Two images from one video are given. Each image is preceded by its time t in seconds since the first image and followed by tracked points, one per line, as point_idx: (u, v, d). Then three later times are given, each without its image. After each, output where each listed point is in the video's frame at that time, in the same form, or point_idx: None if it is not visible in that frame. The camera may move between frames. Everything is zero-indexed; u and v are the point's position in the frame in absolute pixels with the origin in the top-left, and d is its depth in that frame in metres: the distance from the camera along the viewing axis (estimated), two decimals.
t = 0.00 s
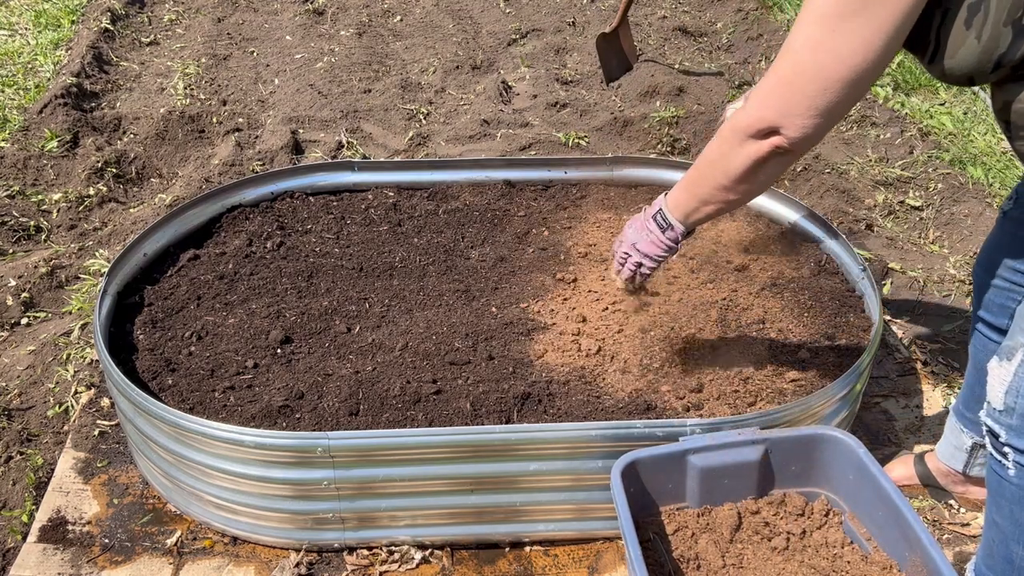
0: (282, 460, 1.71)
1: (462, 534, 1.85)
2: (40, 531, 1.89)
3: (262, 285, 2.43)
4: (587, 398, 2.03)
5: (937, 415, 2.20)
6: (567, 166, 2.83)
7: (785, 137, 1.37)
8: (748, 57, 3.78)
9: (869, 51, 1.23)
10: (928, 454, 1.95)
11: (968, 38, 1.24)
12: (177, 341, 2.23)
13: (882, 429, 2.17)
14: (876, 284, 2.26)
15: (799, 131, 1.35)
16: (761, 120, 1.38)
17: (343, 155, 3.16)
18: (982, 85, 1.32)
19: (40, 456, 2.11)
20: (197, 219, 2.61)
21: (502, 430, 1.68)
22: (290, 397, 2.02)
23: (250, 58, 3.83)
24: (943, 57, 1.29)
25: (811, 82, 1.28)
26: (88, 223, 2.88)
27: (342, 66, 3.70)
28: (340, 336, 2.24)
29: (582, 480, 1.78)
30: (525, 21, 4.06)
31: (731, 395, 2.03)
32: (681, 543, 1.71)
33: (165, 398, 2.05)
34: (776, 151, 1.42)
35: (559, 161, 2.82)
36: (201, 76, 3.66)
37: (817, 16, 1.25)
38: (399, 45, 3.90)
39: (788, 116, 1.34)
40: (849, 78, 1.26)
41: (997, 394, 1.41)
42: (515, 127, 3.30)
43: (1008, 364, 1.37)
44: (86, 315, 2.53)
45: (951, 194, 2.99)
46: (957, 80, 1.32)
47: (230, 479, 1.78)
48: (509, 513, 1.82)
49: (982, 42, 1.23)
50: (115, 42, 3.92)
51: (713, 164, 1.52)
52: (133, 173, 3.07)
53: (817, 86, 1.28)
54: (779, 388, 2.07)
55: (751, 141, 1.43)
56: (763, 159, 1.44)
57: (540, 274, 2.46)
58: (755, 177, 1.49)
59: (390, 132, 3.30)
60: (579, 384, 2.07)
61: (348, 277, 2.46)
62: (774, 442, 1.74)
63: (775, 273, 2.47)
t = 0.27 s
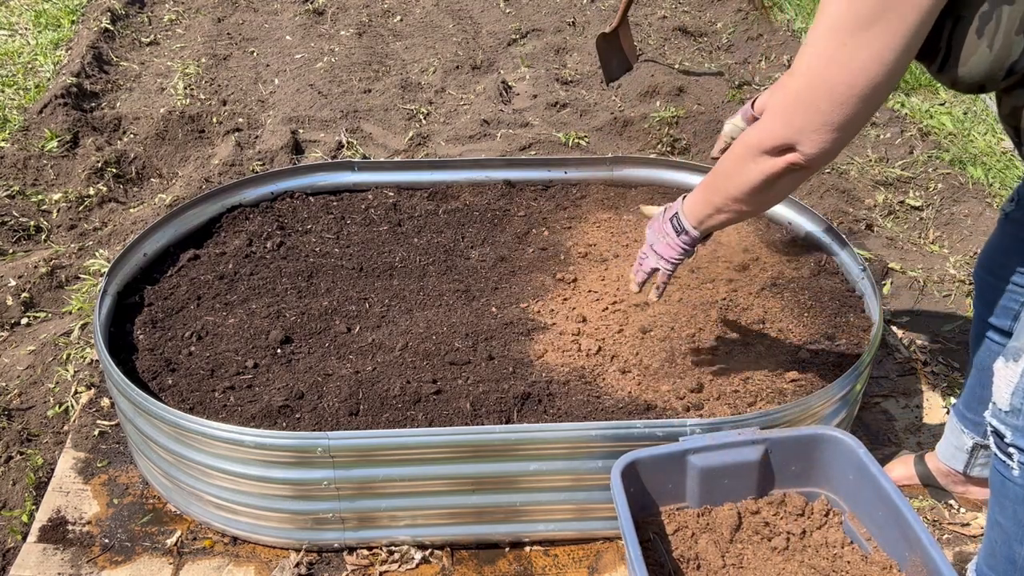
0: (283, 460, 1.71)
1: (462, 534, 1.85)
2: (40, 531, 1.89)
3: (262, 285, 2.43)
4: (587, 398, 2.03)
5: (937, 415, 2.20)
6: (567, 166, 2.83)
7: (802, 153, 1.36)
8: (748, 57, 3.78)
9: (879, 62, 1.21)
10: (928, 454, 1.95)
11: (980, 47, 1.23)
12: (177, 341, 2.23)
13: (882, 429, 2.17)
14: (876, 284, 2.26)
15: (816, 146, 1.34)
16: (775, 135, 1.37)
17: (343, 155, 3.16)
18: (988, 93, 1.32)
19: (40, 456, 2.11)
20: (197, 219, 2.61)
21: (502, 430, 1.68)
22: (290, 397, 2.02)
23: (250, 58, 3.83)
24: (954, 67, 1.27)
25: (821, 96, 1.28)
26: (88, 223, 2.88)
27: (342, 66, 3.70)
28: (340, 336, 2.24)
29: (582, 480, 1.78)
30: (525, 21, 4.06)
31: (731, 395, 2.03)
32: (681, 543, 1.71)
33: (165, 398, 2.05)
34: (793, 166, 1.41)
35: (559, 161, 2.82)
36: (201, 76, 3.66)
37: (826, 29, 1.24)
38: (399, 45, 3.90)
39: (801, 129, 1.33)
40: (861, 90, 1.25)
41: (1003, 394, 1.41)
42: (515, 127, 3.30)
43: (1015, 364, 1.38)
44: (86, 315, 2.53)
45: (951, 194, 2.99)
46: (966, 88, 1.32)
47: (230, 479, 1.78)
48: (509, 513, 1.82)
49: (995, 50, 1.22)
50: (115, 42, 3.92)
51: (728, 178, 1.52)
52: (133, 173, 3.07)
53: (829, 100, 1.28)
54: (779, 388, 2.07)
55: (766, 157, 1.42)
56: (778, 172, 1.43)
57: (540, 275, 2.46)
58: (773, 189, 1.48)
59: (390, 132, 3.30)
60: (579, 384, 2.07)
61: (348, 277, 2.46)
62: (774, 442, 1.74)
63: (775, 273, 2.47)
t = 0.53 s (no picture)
0: (283, 460, 1.71)
1: (462, 534, 1.85)
2: (40, 531, 1.89)
3: (262, 285, 2.43)
4: (587, 398, 2.03)
5: (937, 415, 2.20)
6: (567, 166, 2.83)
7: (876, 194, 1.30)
8: (748, 57, 3.78)
9: (927, 90, 1.15)
10: (928, 455, 1.96)
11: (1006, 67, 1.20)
12: (177, 341, 2.23)
13: (882, 429, 2.17)
14: (876, 284, 2.26)
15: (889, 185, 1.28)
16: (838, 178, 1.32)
17: (343, 155, 3.16)
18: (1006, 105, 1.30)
19: (40, 456, 2.11)
20: (197, 220, 2.61)
21: (502, 430, 1.68)
22: (290, 397, 2.02)
23: (250, 58, 3.83)
24: (980, 86, 1.24)
25: (879, 139, 1.22)
26: (88, 223, 2.88)
27: (342, 66, 3.70)
28: (340, 336, 2.24)
29: (582, 480, 1.78)
30: (525, 21, 4.06)
31: (731, 395, 2.03)
32: (681, 543, 1.71)
33: (165, 398, 2.05)
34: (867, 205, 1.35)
35: (559, 161, 2.81)
36: (201, 76, 3.66)
37: (863, 71, 1.19)
38: (399, 45, 3.90)
39: (861, 168, 1.28)
40: (918, 122, 1.19)
41: (1007, 395, 1.40)
42: (515, 127, 3.30)
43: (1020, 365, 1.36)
44: (86, 315, 2.53)
45: (951, 194, 2.99)
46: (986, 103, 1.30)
47: (230, 479, 1.78)
48: (509, 513, 1.82)
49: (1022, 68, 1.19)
50: (115, 42, 3.92)
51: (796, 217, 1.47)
52: (133, 173, 3.07)
53: (876, 137, 1.23)
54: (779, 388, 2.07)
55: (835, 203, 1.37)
56: (852, 214, 1.37)
57: (540, 275, 2.46)
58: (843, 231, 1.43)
59: (390, 132, 3.30)
60: (579, 384, 2.07)
61: (348, 277, 2.46)
62: (774, 442, 1.74)
63: (776, 273, 2.47)
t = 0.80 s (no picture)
0: (283, 459, 1.71)
1: (462, 534, 1.85)
2: (40, 531, 1.89)
3: (262, 285, 2.43)
4: (587, 398, 2.03)
5: (937, 415, 2.20)
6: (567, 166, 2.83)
7: None
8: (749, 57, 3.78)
9: None
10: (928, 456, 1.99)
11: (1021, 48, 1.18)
12: (177, 341, 2.23)
13: (882, 429, 2.17)
14: (876, 283, 2.26)
15: None
16: (969, 282, 1.18)
17: (343, 155, 3.16)
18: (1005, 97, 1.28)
19: (40, 456, 2.11)
20: (197, 220, 2.61)
21: (502, 430, 1.68)
22: (290, 397, 2.02)
23: (250, 58, 3.83)
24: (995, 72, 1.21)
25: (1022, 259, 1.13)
26: (88, 223, 2.88)
27: (342, 66, 3.70)
28: (340, 335, 2.24)
29: (582, 480, 1.78)
30: (525, 21, 4.06)
31: (731, 395, 2.03)
32: (681, 543, 1.71)
33: (165, 398, 2.05)
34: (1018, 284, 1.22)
35: (559, 161, 2.81)
36: (201, 76, 3.66)
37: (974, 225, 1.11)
38: (399, 45, 3.90)
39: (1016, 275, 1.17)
40: None
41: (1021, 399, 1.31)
42: (515, 127, 3.30)
43: None
44: (86, 315, 2.53)
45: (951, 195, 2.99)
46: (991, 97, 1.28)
47: (230, 479, 1.78)
48: (509, 513, 1.82)
49: None
50: (115, 42, 3.92)
51: (914, 310, 1.34)
52: (133, 173, 3.07)
53: (1007, 206, 1.05)
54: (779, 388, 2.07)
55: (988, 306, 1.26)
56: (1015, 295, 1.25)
57: (540, 275, 2.46)
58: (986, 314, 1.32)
59: (390, 132, 3.30)
60: (579, 384, 2.07)
61: (348, 277, 2.46)
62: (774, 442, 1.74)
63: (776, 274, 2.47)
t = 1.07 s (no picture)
0: (283, 460, 1.71)
1: (462, 534, 1.85)
2: (40, 531, 1.89)
3: (262, 285, 2.43)
4: (587, 398, 2.03)
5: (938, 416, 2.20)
6: (567, 166, 2.83)
7: None
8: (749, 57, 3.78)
9: None
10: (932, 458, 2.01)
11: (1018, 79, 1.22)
12: (177, 341, 2.23)
13: (883, 429, 2.17)
14: (875, 283, 2.26)
15: None
16: None
17: (343, 155, 3.16)
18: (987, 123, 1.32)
19: (40, 456, 2.11)
20: (197, 219, 2.61)
21: (502, 430, 1.68)
22: (290, 397, 2.02)
23: (250, 58, 3.83)
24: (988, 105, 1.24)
25: None
26: (88, 223, 2.88)
27: (342, 66, 3.70)
28: (340, 336, 2.24)
29: (582, 480, 1.78)
30: (525, 21, 4.06)
31: (731, 395, 2.04)
32: (681, 542, 1.71)
33: (165, 398, 2.05)
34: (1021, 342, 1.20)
35: (559, 161, 2.81)
36: (201, 76, 3.66)
37: None
38: (399, 45, 3.90)
39: None
40: None
41: None
42: (515, 127, 3.30)
43: None
44: (86, 315, 2.53)
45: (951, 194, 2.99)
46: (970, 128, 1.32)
47: (230, 479, 1.78)
48: (509, 513, 1.82)
49: None
50: (115, 42, 3.92)
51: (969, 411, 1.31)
52: (133, 173, 3.07)
53: None
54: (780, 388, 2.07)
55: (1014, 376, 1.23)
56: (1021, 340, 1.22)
57: (540, 274, 2.46)
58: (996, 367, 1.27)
59: (390, 132, 3.30)
60: (579, 384, 2.07)
61: (348, 277, 2.46)
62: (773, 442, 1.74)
63: (776, 274, 2.47)
